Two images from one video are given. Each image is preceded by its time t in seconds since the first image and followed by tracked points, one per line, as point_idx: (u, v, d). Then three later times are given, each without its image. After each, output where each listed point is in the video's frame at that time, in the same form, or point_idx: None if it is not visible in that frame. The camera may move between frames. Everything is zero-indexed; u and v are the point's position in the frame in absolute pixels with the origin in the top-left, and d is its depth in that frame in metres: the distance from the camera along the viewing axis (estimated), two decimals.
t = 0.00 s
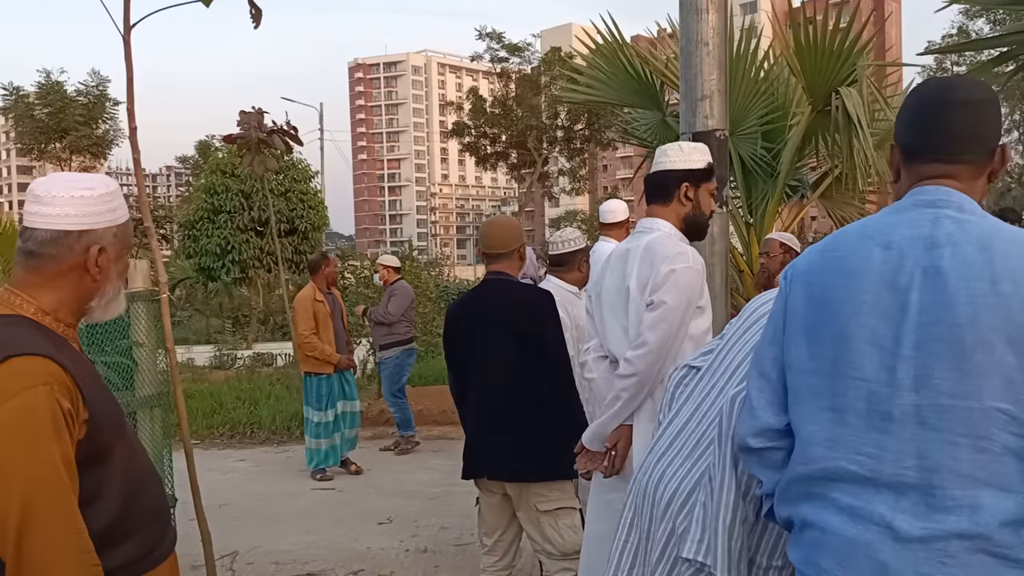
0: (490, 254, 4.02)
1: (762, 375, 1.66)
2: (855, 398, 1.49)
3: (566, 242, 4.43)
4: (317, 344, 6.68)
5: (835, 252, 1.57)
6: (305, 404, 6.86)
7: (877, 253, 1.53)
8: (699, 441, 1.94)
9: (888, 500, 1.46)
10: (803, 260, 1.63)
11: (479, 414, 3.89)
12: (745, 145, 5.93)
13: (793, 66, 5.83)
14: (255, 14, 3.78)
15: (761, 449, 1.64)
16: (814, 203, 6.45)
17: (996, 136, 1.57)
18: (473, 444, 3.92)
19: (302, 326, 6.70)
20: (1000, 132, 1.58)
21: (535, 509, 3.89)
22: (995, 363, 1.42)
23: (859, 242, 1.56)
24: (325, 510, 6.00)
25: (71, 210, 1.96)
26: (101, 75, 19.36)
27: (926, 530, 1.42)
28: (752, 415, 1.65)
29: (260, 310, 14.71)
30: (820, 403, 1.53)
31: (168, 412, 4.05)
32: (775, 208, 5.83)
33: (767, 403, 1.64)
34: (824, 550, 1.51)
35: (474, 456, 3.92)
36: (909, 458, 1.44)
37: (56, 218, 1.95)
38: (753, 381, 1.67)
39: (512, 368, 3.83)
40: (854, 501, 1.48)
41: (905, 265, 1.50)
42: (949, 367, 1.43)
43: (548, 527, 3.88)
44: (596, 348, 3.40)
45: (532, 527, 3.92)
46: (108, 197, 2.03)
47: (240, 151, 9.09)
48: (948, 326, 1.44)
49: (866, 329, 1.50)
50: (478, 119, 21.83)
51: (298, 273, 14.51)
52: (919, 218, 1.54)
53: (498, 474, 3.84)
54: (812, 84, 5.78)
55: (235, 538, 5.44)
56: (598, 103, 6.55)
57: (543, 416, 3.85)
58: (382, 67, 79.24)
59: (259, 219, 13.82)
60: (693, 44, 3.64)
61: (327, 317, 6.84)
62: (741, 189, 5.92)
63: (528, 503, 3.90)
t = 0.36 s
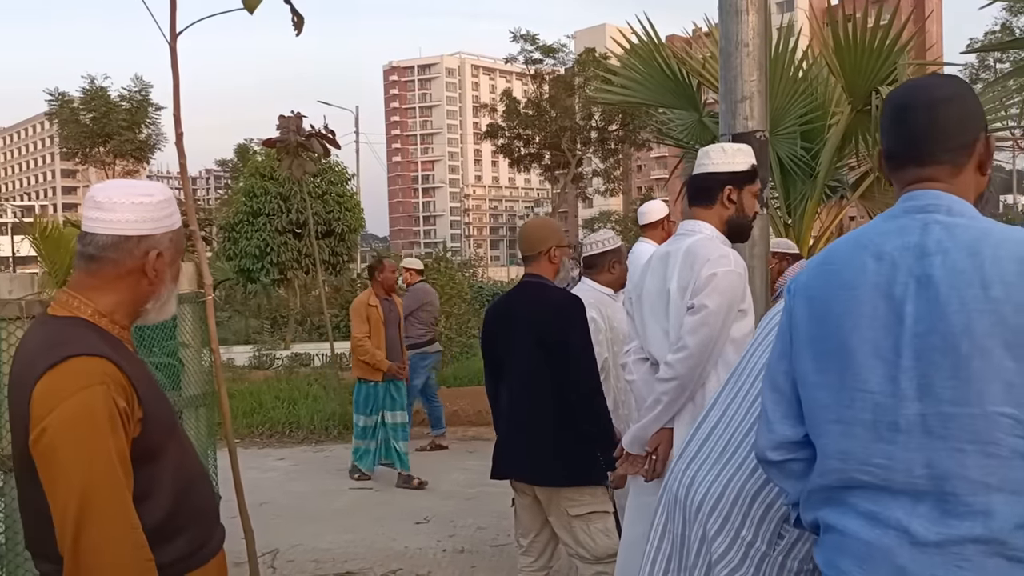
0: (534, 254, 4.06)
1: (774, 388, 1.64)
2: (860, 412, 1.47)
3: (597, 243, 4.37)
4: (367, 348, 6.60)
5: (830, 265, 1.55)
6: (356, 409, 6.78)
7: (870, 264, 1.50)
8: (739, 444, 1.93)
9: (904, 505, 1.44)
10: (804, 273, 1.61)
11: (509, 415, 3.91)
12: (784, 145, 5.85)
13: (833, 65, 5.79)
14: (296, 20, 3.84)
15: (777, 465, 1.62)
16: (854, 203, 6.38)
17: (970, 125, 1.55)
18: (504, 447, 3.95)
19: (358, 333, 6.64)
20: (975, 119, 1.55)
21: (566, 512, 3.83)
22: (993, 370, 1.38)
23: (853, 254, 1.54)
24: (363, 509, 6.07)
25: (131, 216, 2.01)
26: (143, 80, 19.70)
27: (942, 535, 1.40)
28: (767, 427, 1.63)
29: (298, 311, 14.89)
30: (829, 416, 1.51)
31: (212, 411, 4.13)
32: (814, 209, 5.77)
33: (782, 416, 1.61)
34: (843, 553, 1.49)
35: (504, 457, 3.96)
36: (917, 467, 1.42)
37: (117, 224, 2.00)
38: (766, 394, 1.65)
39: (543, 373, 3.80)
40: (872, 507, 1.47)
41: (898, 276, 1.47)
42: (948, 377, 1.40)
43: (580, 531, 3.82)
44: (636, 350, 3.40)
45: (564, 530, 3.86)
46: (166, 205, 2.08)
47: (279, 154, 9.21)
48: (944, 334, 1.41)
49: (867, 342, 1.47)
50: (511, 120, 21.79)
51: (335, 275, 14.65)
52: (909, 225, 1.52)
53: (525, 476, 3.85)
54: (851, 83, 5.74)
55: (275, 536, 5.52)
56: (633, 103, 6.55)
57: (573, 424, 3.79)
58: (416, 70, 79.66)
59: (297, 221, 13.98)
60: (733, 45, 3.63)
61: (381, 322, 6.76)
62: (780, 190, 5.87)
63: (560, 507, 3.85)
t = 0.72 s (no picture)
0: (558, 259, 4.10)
1: (803, 400, 1.62)
2: (896, 429, 1.45)
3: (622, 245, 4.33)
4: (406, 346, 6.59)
5: (855, 277, 1.52)
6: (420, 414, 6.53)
7: (898, 277, 1.48)
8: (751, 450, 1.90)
9: (950, 521, 1.42)
10: (828, 287, 1.58)
11: (530, 417, 3.92)
12: (809, 147, 5.81)
13: (859, 66, 5.74)
14: (322, 27, 3.86)
15: (810, 478, 1.60)
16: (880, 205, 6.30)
17: (998, 129, 1.54)
18: (526, 453, 3.95)
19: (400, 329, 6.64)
20: (1001, 122, 1.54)
21: (586, 518, 3.82)
22: None
23: (880, 267, 1.51)
24: (387, 511, 6.10)
25: (159, 223, 2.03)
26: (168, 84, 19.87)
27: (989, 551, 1.40)
28: (799, 443, 1.61)
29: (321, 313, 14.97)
30: (861, 432, 1.49)
31: (239, 413, 4.17)
32: (840, 210, 5.71)
33: (814, 430, 1.59)
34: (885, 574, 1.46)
35: (526, 459, 3.97)
36: (958, 483, 1.41)
37: (146, 232, 2.02)
38: (796, 410, 1.63)
39: (561, 377, 3.81)
40: (915, 523, 1.45)
41: (929, 289, 1.45)
42: (986, 394, 1.39)
43: (601, 536, 3.81)
44: (660, 354, 3.40)
45: (585, 536, 3.85)
46: (194, 213, 2.10)
47: (303, 157, 9.28)
48: (981, 349, 1.39)
49: (900, 356, 1.45)
50: (533, 121, 21.73)
51: (357, 276, 14.72)
52: (937, 236, 1.50)
53: (545, 478, 3.85)
54: (877, 84, 5.69)
55: (300, 537, 5.57)
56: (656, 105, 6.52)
57: (591, 430, 3.78)
58: (438, 71, 79.85)
59: (320, 223, 14.06)
60: (758, 48, 3.61)
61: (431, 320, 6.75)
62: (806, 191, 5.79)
63: (580, 513, 3.85)
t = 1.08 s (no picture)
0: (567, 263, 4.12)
1: (840, 404, 1.60)
2: (955, 437, 1.45)
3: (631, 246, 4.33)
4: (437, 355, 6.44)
5: (907, 281, 1.51)
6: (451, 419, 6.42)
7: (955, 280, 1.47)
8: (762, 454, 1.89)
9: (1008, 531, 1.44)
10: (873, 288, 1.56)
11: (539, 418, 3.94)
12: (818, 147, 5.80)
13: (869, 66, 5.72)
14: (331, 30, 3.87)
15: (849, 485, 1.58)
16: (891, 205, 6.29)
17: None
18: (535, 452, 3.98)
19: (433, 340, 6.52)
20: None
21: (593, 520, 3.81)
22: None
23: (933, 269, 1.50)
24: (396, 512, 6.11)
25: (155, 228, 2.05)
26: (179, 85, 19.94)
27: None
28: (839, 451, 1.60)
29: (331, 313, 14.99)
30: (913, 440, 1.48)
31: (248, 414, 4.19)
32: (850, 211, 5.74)
33: (855, 436, 1.58)
34: None
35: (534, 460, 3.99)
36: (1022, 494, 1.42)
37: (144, 237, 2.04)
38: (835, 415, 1.60)
39: (566, 377, 3.82)
40: (969, 537, 1.46)
41: (990, 293, 1.44)
42: None
43: (609, 538, 3.78)
44: (664, 357, 3.39)
45: (594, 538, 3.83)
46: (191, 217, 2.11)
47: (313, 159, 9.31)
48: None
49: (957, 363, 1.45)
50: (543, 121, 21.72)
51: (367, 277, 14.74)
52: (994, 237, 1.49)
53: (553, 480, 3.86)
54: (887, 84, 5.66)
55: (310, 537, 5.59)
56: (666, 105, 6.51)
57: (597, 431, 3.78)
58: (448, 71, 79.87)
59: (330, 224, 14.09)
60: (766, 50, 3.59)
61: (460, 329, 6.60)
62: (816, 192, 5.80)
63: (587, 515, 3.83)
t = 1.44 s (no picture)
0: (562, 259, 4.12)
1: (874, 394, 1.35)
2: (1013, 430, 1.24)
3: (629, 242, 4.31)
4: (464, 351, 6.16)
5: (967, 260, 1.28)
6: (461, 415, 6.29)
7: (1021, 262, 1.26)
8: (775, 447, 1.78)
9: None
10: (920, 267, 1.33)
11: (536, 415, 3.92)
12: (817, 143, 5.78)
13: (866, 61, 5.71)
14: (325, 25, 3.86)
15: (881, 482, 1.34)
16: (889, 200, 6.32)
17: None
18: (528, 449, 3.98)
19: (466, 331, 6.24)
20: None
21: (587, 514, 3.81)
22: None
23: (995, 251, 1.28)
24: (394, 508, 6.11)
25: (135, 225, 2.06)
26: (179, 81, 19.96)
27: None
28: (865, 441, 1.35)
29: (332, 309, 15.02)
30: (961, 429, 1.26)
31: (243, 411, 4.20)
32: (847, 207, 5.79)
33: (887, 426, 1.33)
34: None
35: (530, 458, 3.96)
36: None
37: (122, 234, 2.06)
38: (864, 402, 1.36)
39: (564, 375, 3.81)
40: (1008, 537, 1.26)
41: None
42: None
43: (602, 532, 3.78)
44: (654, 356, 3.37)
45: (587, 533, 3.83)
46: (169, 212, 2.11)
47: (312, 155, 9.32)
48: None
49: (1019, 351, 1.23)
50: (545, 117, 21.69)
51: (368, 273, 14.76)
52: None
53: (549, 477, 3.84)
54: (884, 80, 5.65)
55: (307, 533, 5.59)
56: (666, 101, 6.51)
57: (593, 426, 3.79)
58: (451, 67, 79.83)
59: (330, 220, 14.12)
60: (760, 45, 3.59)
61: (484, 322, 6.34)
62: (814, 188, 5.79)
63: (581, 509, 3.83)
